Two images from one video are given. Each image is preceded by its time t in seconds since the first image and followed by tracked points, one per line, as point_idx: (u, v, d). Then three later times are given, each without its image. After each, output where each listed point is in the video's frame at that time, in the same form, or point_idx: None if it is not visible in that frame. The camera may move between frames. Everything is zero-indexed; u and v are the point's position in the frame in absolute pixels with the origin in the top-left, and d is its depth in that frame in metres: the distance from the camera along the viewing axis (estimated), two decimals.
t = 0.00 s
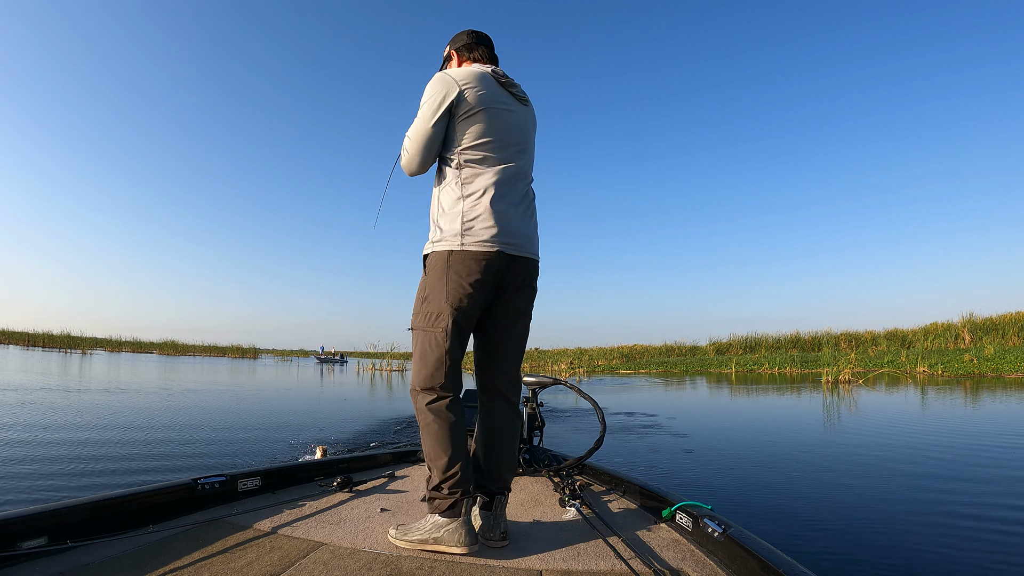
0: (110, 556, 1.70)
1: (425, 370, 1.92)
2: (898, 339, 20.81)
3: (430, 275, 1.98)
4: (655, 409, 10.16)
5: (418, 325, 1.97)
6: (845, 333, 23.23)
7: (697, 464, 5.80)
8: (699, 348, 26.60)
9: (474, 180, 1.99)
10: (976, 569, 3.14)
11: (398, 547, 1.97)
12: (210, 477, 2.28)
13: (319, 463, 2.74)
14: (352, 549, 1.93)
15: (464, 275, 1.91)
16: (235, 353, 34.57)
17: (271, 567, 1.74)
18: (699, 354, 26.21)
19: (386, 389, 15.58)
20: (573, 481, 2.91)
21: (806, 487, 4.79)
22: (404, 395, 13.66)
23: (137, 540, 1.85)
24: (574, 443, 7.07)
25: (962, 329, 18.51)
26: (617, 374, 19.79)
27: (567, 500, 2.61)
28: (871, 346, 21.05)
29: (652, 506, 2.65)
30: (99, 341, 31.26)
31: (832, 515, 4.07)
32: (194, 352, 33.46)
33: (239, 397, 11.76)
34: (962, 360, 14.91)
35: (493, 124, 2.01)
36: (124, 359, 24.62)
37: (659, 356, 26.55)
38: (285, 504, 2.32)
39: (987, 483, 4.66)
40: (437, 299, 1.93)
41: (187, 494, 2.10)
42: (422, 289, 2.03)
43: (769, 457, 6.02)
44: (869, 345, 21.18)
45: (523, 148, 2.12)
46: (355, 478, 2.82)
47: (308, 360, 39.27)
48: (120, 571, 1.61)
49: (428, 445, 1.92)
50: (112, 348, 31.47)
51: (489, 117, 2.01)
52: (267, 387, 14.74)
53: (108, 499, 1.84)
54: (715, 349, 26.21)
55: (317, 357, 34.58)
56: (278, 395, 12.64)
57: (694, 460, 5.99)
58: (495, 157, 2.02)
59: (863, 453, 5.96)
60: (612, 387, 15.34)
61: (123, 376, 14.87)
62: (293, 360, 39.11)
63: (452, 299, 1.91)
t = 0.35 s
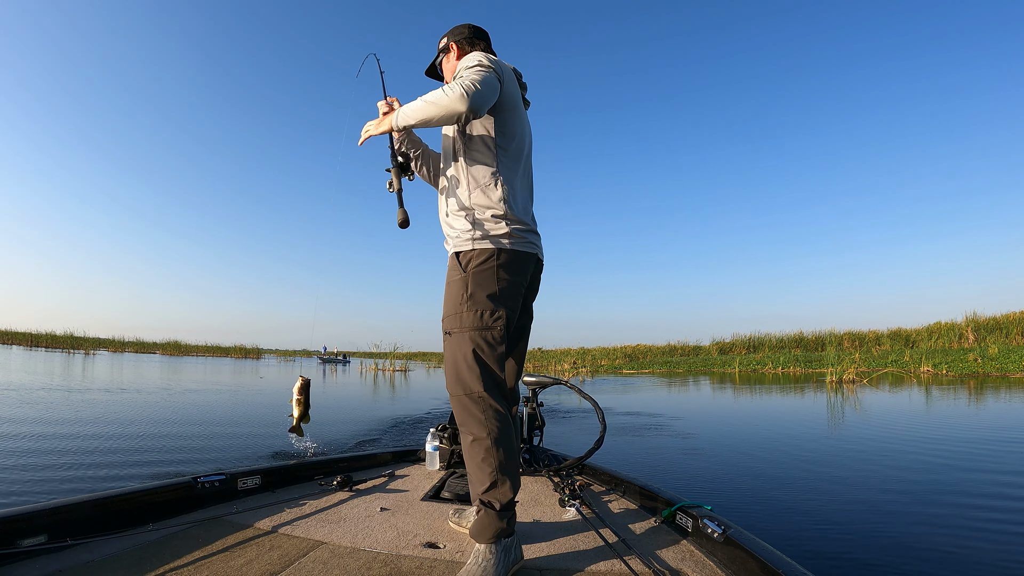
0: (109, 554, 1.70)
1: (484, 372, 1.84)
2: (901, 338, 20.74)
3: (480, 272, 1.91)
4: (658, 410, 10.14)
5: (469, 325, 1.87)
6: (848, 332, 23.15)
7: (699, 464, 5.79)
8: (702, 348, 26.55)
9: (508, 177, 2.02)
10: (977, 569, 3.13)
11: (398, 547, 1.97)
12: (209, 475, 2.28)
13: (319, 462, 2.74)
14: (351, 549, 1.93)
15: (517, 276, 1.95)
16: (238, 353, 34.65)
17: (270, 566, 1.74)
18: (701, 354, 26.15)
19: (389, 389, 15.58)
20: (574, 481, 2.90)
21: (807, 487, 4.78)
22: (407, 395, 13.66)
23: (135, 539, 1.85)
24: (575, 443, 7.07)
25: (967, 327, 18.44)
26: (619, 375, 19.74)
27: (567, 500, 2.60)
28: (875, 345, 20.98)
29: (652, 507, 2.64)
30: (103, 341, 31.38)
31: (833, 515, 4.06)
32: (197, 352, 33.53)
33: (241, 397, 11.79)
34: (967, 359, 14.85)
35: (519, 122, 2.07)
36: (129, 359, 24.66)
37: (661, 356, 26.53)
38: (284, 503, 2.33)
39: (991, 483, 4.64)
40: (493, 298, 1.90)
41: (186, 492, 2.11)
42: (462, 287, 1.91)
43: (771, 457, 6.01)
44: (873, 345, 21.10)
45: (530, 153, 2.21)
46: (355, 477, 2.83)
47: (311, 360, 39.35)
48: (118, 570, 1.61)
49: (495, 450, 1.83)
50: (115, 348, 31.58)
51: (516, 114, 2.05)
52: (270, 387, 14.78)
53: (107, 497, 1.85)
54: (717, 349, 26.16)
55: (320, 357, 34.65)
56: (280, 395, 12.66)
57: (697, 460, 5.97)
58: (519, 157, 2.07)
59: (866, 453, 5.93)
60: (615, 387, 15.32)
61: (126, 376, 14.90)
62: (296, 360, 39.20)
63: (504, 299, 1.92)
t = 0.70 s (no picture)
0: (110, 555, 1.71)
1: (516, 383, 1.84)
2: (904, 338, 20.68)
3: (511, 281, 1.89)
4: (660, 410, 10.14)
5: (501, 336, 1.85)
6: (851, 332, 23.08)
7: (701, 464, 5.79)
8: (705, 348, 26.50)
9: (526, 169, 2.06)
10: (979, 568, 3.12)
11: (399, 547, 1.97)
12: (210, 476, 2.29)
13: (319, 462, 2.75)
14: (352, 549, 1.93)
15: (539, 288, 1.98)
16: (240, 354, 34.71)
17: (271, 566, 1.75)
18: (704, 354, 26.10)
19: (391, 390, 15.58)
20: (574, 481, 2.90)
21: (809, 487, 4.78)
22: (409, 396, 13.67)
23: (136, 539, 1.86)
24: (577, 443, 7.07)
25: (970, 327, 18.39)
26: (622, 375, 19.71)
27: (567, 500, 2.61)
28: (878, 345, 20.92)
29: (652, 506, 2.65)
30: (105, 342, 31.47)
31: (835, 514, 4.06)
32: (199, 352, 33.58)
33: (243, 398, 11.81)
34: (970, 358, 14.82)
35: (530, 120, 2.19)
36: (131, 360, 24.71)
37: (664, 356, 26.50)
38: (285, 503, 2.33)
39: (994, 482, 4.62)
40: (523, 310, 1.89)
41: (186, 493, 2.12)
42: (491, 292, 1.87)
43: (773, 457, 6.00)
44: (876, 344, 21.05)
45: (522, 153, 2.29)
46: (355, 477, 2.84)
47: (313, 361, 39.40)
48: (119, 570, 1.62)
49: (516, 463, 1.83)
50: (118, 349, 31.65)
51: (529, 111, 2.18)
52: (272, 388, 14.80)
53: (108, 498, 1.85)
54: (720, 349, 26.12)
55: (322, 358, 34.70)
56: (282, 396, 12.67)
57: (698, 461, 5.96)
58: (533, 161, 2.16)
59: (869, 453, 5.91)
60: (618, 387, 15.31)
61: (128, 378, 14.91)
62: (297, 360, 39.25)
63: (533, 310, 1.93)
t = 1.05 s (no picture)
0: (111, 556, 1.72)
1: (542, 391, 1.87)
2: (908, 338, 20.60)
3: (533, 288, 1.93)
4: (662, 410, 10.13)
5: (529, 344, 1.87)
6: (854, 331, 23.00)
7: (703, 465, 5.78)
8: (707, 348, 26.44)
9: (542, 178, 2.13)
10: (981, 567, 3.12)
11: (399, 548, 1.97)
12: (210, 477, 2.30)
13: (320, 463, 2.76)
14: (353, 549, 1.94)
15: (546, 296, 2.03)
16: (242, 355, 34.78)
17: (272, 567, 1.75)
18: (706, 354, 26.04)
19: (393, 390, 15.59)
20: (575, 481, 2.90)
21: (811, 487, 4.77)
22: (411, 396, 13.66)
23: (137, 540, 1.86)
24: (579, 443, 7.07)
25: (974, 327, 18.30)
26: (624, 375, 19.67)
27: (569, 500, 2.61)
28: (881, 344, 20.84)
29: (652, 506, 2.65)
30: (107, 343, 31.52)
31: (837, 514, 4.05)
32: (202, 352, 33.63)
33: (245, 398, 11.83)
34: (974, 358, 14.77)
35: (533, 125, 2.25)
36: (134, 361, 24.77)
37: (666, 356, 26.45)
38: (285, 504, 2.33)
39: (999, 482, 4.60)
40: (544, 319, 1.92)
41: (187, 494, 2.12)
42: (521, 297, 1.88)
43: (775, 457, 5.99)
44: (879, 344, 20.98)
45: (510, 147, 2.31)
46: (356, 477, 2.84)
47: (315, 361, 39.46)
48: (121, 571, 1.62)
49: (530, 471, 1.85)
50: (120, 350, 31.71)
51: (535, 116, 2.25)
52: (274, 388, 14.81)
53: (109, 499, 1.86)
54: (722, 349, 26.05)
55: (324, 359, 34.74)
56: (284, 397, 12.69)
57: (701, 461, 5.96)
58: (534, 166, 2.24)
59: (872, 453, 5.89)
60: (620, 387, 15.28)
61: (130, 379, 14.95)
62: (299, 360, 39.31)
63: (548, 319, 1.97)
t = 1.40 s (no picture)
0: (111, 554, 1.72)
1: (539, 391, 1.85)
2: (910, 338, 20.57)
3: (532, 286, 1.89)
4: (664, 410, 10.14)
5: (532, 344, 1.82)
6: (857, 331, 22.95)
7: (704, 465, 5.78)
8: (710, 348, 26.43)
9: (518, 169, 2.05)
10: (982, 567, 3.12)
11: (398, 547, 1.97)
12: (211, 475, 2.30)
13: (320, 461, 2.76)
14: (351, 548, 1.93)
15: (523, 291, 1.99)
16: (245, 354, 34.87)
17: (271, 566, 1.75)
18: (709, 354, 26.04)
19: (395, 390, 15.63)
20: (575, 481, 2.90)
21: (813, 487, 4.77)
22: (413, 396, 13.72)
23: (138, 538, 1.87)
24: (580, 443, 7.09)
25: (977, 327, 18.27)
26: (627, 374, 19.70)
27: (569, 499, 2.62)
28: (884, 344, 20.80)
29: (652, 505, 2.65)
30: (110, 342, 31.62)
31: (838, 514, 4.06)
32: (205, 352, 33.73)
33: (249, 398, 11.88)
34: (978, 357, 14.78)
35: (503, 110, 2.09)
36: (137, 360, 24.88)
37: (668, 356, 26.47)
38: (285, 502, 2.34)
39: (1002, 482, 4.59)
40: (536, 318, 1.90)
41: (188, 491, 2.13)
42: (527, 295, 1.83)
43: (776, 457, 5.99)
44: (882, 344, 20.94)
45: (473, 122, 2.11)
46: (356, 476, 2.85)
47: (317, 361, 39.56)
48: (120, 569, 1.62)
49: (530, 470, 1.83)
50: (123, 350, 31.79)
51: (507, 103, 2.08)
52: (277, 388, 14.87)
53: (110, 497, 1.87)
54: (725, 348, 26.05)
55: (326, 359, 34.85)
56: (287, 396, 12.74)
57: (703, 461, 5.95)
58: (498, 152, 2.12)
59: (876, 453, 5.88)
60: (623, 387, 15.32)
61: (134, 378, 15.03)
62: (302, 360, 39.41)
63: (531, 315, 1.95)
